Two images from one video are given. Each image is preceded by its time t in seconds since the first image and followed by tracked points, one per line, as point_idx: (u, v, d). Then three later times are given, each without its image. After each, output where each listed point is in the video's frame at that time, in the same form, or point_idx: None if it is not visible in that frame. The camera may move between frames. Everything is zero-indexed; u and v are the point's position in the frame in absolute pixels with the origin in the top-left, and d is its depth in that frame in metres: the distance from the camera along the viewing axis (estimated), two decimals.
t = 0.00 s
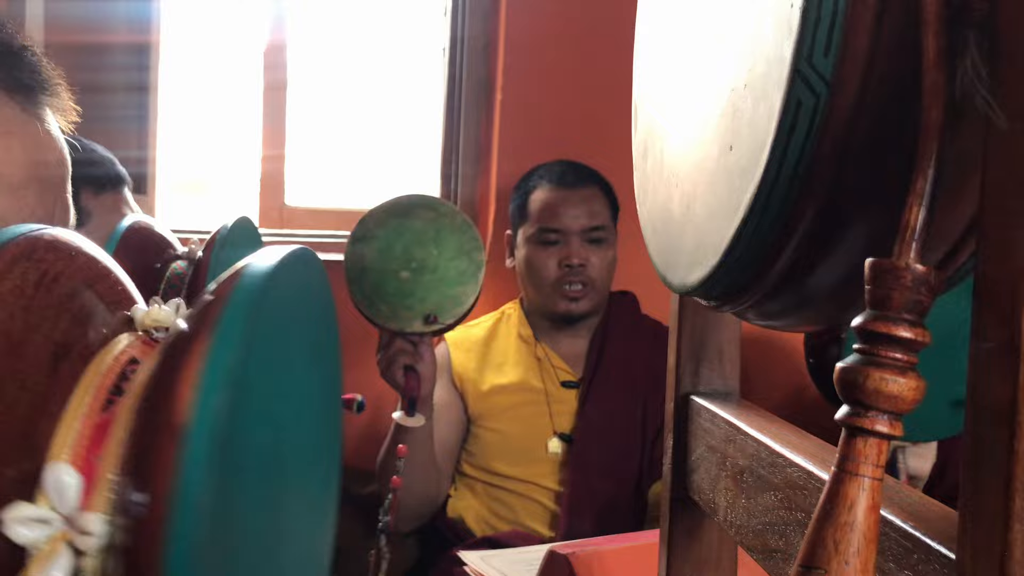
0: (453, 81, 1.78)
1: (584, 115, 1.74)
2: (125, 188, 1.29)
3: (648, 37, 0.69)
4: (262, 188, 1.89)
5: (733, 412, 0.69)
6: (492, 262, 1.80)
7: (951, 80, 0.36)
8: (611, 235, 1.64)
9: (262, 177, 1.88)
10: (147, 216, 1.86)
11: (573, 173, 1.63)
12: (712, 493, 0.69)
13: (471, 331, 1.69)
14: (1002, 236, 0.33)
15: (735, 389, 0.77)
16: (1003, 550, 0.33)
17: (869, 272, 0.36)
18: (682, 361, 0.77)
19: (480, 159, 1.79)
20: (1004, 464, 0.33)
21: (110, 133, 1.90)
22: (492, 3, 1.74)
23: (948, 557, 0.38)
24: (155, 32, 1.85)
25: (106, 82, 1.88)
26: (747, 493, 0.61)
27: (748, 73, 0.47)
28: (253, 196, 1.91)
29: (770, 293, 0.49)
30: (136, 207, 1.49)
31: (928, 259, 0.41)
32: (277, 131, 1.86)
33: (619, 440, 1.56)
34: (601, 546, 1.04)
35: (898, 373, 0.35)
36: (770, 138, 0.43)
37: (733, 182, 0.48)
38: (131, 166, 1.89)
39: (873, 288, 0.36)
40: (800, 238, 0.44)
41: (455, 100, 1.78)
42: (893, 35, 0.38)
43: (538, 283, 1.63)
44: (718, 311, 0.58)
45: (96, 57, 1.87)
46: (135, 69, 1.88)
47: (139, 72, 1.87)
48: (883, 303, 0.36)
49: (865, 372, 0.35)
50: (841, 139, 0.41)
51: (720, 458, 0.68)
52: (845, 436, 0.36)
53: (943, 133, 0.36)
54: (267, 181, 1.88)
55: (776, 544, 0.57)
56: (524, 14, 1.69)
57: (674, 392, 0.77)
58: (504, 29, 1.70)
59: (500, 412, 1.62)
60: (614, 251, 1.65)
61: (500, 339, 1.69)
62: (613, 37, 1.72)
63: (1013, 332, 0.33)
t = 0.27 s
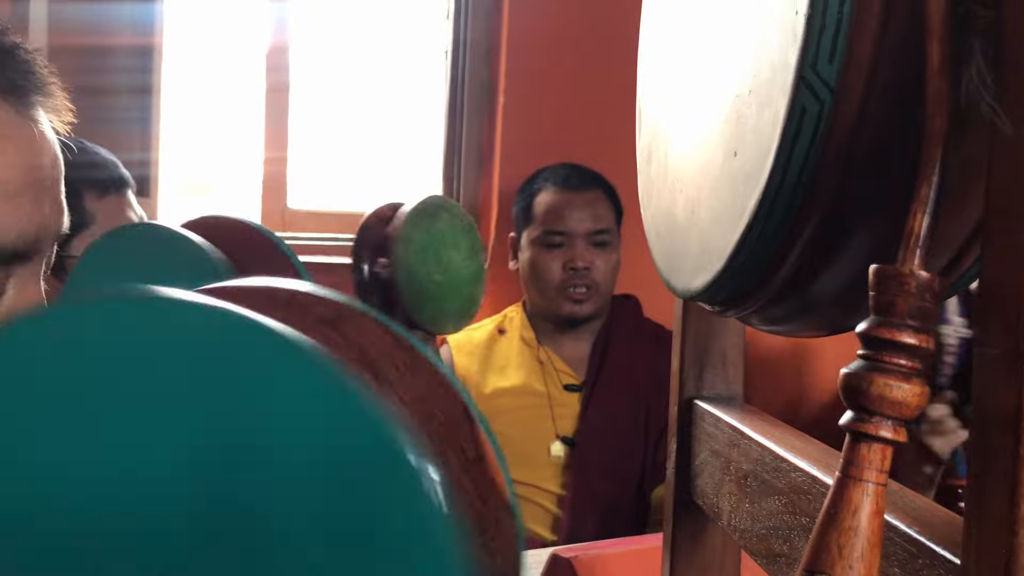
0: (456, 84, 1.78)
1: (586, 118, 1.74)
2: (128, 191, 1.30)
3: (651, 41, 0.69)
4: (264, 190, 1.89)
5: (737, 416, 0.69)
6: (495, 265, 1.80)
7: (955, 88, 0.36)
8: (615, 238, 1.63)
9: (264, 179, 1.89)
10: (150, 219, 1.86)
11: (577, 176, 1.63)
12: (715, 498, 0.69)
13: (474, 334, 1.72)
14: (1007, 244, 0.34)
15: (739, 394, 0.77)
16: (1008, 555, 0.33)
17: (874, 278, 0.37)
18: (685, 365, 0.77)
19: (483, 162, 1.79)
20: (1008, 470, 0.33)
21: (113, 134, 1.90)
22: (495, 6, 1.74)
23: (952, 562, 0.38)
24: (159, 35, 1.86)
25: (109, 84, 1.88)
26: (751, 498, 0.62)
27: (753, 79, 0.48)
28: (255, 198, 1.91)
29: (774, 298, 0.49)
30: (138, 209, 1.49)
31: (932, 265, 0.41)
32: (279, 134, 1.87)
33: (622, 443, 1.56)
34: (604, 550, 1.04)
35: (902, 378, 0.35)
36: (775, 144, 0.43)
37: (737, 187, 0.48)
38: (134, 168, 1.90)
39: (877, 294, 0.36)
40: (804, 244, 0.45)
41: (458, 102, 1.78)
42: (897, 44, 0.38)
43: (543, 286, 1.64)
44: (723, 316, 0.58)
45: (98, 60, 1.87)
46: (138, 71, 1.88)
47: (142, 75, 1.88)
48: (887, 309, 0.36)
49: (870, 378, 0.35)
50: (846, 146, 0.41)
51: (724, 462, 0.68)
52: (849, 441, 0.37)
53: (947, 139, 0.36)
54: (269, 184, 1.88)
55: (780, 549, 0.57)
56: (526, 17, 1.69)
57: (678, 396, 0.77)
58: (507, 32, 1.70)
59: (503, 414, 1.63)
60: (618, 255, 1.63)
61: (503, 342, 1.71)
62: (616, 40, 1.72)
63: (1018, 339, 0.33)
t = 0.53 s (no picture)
0: (457, 88, 1.78)
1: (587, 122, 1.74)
2: (130, 193, 1.30)
3: (651, 44, 0.70)
4: (265, 193, 1.90)
5: (737, 418, 0.69)
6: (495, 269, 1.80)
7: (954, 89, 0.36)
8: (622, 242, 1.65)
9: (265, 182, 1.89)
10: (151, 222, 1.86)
11: (585, 180, 1.64)
12: (716, 499, 0.69)
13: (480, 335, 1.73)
14: (1006, 245, 0.34)
15: (739, 395, 0.77)
16: (1006, 554, 0.33)
17: (873, 278, 0.37)
18: (686, 366, 0.77)
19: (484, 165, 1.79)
20: (1007, 469, 0.33)
21: (114, 138, 1.91)
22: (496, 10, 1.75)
23: (951, 561, 0.38)
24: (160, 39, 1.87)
25: (110, 87, 1.88)
26: (752, 499, 0.62)
27: (753, 80, 0.48)
28: (256, 201, 1.91)
29: (774, 299, 0.49)
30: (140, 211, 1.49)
31: (932, 266, 0.41)
32: (280, 137, 1.87)
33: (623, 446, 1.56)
34: (605, 553, 1.04)
35: (901, 378, 0.35)
36: (775, 145, 0.44)
37: (737, 189, 0.49)
38: (136, 172, 1.90)
39: (876, 294, 0.36)
40: (803, 246, 0.45)
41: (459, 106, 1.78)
42: (896, 46, 0.39)
43: (549, 288, 1.64)
44: (723, 318, 0.58)
45: (98, 63, 1.87)
46: (139, 75, 1.89)
47: (143, 79, 1.89)
48: (886, 309, 0.36)
49: (869, 377, 0.35)
50: (845, 147, 0.41)
51: (725, 463, 0.68)
52: (848, 441, 0.37)
53: (947, 140, 0.37)
54: (269, 187, 1.89)
55: (781, 550, 0.57)
56: (528, 21, 1.70)
57: (679, 398, 0.78)
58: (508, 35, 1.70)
59: (507, 416, 1.63)
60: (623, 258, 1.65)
61: (508, 344, 1.71)
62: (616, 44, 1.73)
63: (1016, 338, 0.33)
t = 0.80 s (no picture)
0: (458, 90, 1.78)
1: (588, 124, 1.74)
2: (131, 195, 1.30)
3: (653, 46, 0.70)
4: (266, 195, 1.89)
5: (740, 420, 0.69)
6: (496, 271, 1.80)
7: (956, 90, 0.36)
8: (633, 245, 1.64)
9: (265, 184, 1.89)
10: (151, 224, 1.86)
11: (597, 184, 1.64)
12: (718, 501, 0.69)
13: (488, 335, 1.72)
14: (1008, 245, 0.34)
15: (741, 397, 0.77)
16: (1008, 554, 0.33)
17: (876, 278, 0.37)
18: (688, 368, 0.77)
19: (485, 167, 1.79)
20: (1009, 469, 0.33)
21: (117, 140, 1.93)
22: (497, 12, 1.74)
23: (953, 561, 0.38)
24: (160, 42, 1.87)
25: (112, 90, 1.90)
26: (753, 500, 0.62)
27: (755, 81, 0.48)
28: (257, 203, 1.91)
29: (777, 299, 0.49)
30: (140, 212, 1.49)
31: (934, 266, 0.41)
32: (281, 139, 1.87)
33: (625, 448, 1.56)
34: (605, 554, 1.04)
35: (904, 377, 0.35)
36: (777, 146, 0.44)
37: (740, 190, 0.49)
38: (138, 174, 1.91)
39: (879, 294, 0.36)
40: (806, 246, 0.45)
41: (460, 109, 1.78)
42: (898, 46, 0.39)
43: (559, 289, 1.64)
44: (726, 319, 0.58)
45: (100, 65, 1.89)
46: (140, 78, 1.91)
47: (144, 81, 1.91)
48: (888, 309, 0.36)
49: (872, 377, 0.35)
50: (848, 147, 0.41)
51: (727, 465, 0.68)
52: (852, 440, 0.37)
53: (949, 140, 0.37)
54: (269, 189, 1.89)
55: (783, 551, 0.57)
56: (529, 24, 1.70)
57: (680, 400, 0.78)
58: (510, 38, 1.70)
59: (512, 418, 1.63)
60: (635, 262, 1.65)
61: (515, 346, 1.70)
62: (617, 46, 1.73)
63: (1019, 337, 0.33)
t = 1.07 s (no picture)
0: (458, 92, 1.78)
1: (588, 126, 1.74)
2: (129, 196, 1.29)
3: (656, 48, 0.69)
4: (265, 197, 1.89)
5: (742, 422, 0.69)
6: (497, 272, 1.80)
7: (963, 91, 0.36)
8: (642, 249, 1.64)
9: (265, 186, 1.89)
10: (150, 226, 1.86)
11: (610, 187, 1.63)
12: (720, 504, 0.69)
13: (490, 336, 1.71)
14: (1014, 246, 0.34)
15: (743, 400, 0.77)
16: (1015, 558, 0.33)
17: (881, 280, 0.37)
18: (690, 370, 0.77)
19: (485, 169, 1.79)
20: (1016, 471, 0.33)
21: (114, 142, 1.90)
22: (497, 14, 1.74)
23: (959, 565, 0.38)
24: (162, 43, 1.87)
25: (111, 92, 1.88)
26: (757, 503, 0.61)
27: (759, 82, 0.48)
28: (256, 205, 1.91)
29: (780, 302, 0.49)
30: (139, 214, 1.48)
31: (939, 268, 0.41)
32: (280, 141, 1.87)
33: (626, 451, 1.55)
34: (606, 557, 1.04)
35: (910, 380, 0.35)
36: (781, 148, 0.44)
37: (744, 192, 0.48)
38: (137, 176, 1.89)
39: (885, 296, 0.36)
40: (809, 248, 0.45)
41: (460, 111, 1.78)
42: (903, 47, 0.38)
43: (566, 292, 1.63)
44: (729, 321, 0.58)
45: (99, 67, 1.87)
46: (140, 79, 1.89)
47: (143, 83, 1.89)
48: (894, 312, 0.36)
49: (878, 380, 0.35)
50: (852, 149, 0.41)
51: (729, 467, 0.68)
52: (857, 443, 0.36)
53: (954, 142, 0.36)
54: (269, 191, 1.88)
55: (786, 555, 0.56)
56: (529, 26, 1.70)
57: (682, 402, 0.77)
58: (509, 40, 1.70)
59: (514, 420, 1.62)
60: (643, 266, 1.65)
61: (518, 348, 1.69)
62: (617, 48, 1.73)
63: None
